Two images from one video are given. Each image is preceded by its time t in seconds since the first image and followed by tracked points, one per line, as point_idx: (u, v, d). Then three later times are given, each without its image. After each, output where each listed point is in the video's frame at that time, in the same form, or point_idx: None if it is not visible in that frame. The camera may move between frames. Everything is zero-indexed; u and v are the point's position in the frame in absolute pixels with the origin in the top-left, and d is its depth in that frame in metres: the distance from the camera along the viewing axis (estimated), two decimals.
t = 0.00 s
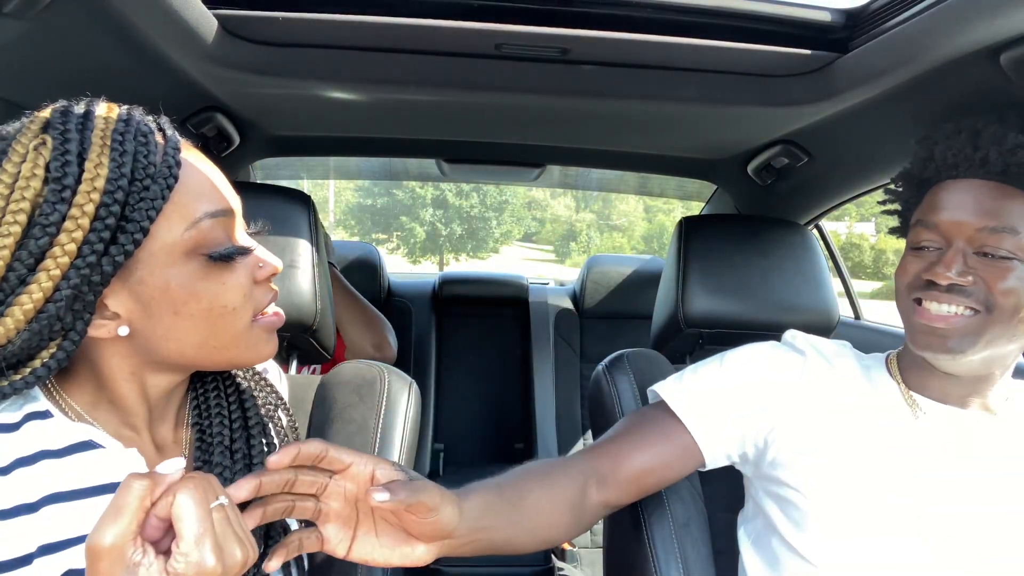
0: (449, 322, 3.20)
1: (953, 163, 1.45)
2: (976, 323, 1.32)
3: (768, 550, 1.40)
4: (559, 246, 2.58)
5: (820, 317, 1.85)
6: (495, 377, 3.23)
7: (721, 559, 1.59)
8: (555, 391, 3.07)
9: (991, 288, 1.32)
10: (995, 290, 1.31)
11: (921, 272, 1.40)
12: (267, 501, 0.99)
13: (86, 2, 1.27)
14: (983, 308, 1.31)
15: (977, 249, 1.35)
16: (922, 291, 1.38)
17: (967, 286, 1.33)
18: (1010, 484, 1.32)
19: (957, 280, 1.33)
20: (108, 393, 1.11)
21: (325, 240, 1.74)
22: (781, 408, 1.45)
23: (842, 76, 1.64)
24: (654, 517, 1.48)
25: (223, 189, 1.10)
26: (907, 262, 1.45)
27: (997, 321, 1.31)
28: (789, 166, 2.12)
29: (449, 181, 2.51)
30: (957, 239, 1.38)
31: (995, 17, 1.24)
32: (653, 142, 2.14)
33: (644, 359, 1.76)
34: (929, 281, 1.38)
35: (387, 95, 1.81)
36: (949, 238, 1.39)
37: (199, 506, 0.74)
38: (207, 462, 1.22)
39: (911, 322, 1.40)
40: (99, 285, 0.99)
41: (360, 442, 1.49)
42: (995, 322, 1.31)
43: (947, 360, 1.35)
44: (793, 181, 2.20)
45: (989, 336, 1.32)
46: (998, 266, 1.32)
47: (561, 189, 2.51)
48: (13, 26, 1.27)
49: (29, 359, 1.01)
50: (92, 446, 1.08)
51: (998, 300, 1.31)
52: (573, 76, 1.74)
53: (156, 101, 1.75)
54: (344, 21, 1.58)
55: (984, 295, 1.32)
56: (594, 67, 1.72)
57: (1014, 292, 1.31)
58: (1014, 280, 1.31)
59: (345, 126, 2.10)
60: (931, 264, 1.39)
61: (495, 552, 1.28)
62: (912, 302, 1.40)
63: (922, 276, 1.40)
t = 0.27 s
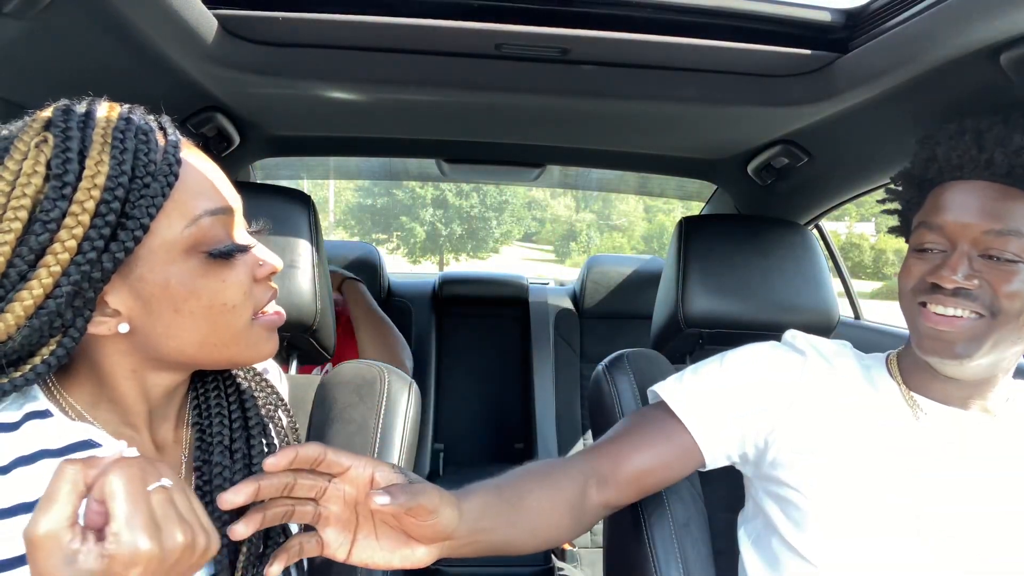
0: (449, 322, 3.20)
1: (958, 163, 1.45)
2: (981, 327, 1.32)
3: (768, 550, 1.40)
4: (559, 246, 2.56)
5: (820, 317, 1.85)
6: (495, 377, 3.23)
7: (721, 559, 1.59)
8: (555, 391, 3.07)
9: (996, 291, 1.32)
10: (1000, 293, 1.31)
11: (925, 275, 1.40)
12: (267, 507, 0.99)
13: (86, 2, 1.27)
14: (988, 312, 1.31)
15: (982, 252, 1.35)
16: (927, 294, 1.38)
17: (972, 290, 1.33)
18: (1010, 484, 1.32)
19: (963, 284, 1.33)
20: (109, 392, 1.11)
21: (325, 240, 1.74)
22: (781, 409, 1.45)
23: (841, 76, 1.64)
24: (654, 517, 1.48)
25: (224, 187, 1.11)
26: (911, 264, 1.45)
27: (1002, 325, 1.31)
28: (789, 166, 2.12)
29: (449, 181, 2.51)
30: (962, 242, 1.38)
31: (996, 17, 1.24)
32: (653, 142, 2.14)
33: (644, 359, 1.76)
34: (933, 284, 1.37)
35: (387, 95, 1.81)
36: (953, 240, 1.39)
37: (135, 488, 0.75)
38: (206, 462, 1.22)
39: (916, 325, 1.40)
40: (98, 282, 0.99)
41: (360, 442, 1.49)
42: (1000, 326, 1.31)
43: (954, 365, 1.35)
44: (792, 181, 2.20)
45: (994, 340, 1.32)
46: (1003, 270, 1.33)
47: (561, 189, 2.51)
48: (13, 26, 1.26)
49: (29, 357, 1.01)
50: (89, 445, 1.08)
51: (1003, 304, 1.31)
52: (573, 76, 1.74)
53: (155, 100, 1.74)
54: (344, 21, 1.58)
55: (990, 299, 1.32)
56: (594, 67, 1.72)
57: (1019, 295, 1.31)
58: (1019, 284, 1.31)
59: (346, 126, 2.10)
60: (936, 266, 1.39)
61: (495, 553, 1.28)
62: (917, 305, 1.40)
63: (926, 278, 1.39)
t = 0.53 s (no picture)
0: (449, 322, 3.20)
1: (956, 165, 1.45)
2: (980, 329, 1.32)
3: (768, 550, 1.40)
4: (559, 246, 2.57)
5: (820, 317, 1.85)
6: (495, 377, 3.23)
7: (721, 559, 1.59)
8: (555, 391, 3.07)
9: (995, 293, 1.32)
10: (999, 294, 1.31)
11: (923, 277, 1.40)
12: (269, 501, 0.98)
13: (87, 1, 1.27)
14: (987, 313, 1.32)
15: (980, 253, 1.35)
16: (926, 296, 1.38)
17: (971, 291, 1.33)
18: (1010, 484, 1.32)
19: (961, 286, 1.34)
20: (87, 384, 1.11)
21: (325, 240, 1.74)
22: (781, 409, 1.45)
23: (841, 75, 1.64)
24: (654, 517, 1.48)
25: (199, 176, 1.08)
26: (910, 265, 1.45)
27: (1001, 326, 1.32)
28: (789, 166, 2.12)
29: (449, 181, 2.51)
30: (960, 243, 1.38)
31: (996, 17, 1.24)
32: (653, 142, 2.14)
33: (644, 359, 1.76)
34: (931, 286, 1.38)
35: (387, 95, 1.81)
36: (951, 242, 1.39)
37: (17, 419, 0.73)
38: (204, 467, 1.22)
39: (915, 327, 1.40)
40: (61, 268, 0.98)
41: (361, 441, 1.49)
42: (999, 327, 1.31)
43: (953, 366, 1.35)
44: (792, 181, 2.20)
45: (992, 341, 1.32)
46: (1002, 271, 1.33)
47: (561, 189, 2.51)
48: (13, 25, 1.26)
49: (3, 344, 1.04)
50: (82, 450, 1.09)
51: (1002, 306, 1.31)
52: (572, 76, 1.74)
53: (155, 101, 1.74)
54: (344, 21, 1.58)
55: (988, 300, 1.32)
56: (594, 67, 1.72)
57: (1018, 296, 1.31)
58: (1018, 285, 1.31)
59: (346, 126, 2.10)
60: (934, 268, 1.39)
61: (495, 550, 1.27)
62: (915, 307, 1.40)
63: (925, 280, 1.40)
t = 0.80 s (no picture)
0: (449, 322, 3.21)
1: (952, 165, 1.45)
2: (976, 330, 1.32)
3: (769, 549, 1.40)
4: (559, 246, 2.56)
5: (820, 317, 1.85)
6: (495, 377, 3.23)
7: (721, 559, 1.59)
8: (555, 391, 3.06)
9: (991, 294, 1.31)
10: (994, 296, 1.31)
11: (920, 278, 1.41)
12: (266, 500, 0.98)
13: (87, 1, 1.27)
14: (983, 314, 1.32)
15: (976, 254, 1.35)
16: (923, 297, 1.38)
17: (967, 293, 1.33)
18: (1010, 484, 1.32)
19: (957, 287, 1.34)
20: None
21: (325, 240, 1.74)
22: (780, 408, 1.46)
23: (841, 75, 1.64)
24: (654, 517, 1.48)
25: (59, 146, 0.89)
26: (908, 266, 1.45)
27: (996, 327, 1.31)
28: (789, 166, 2.12)
29: (449, 181, 2.52)
30: (956, 244, 1.38)
31: (996, 16, 1.24)
32: (653, 142, 2.14)
33: (644, 359, 1.76)
34: (928, 287, 1.38)
35: (387, 95, 1.82)
36: (948, 243, 1.39)
37: None
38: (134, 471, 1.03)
39: (912, 328, 1.41)
40: None
41: (361, 441, 1.49)
42: (995, 328, 1.31)
43: (949, 367, 1.36)
44: (792, 181, 2.20)
45: (988, 342, 1.32)
46: (998, 272, 1.32)
47: (561, 189, 2.52)
48: (14, 25, 1.26)
49: None
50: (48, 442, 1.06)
51: (998, 307, 1.30)
52: (572, 76, 1.74)
53: (156, 101, 1.74)
54: (344, 21, 1.58)
55: (984, 301, 1.32)
56: (594, 67, 1.72)
57: (1014, 297, 1.31)
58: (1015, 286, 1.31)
59: (346, 126, 2.10)
60: (931, 269, 1.40)
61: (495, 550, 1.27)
62: (912, 308, 1.40)
63: (922, 282, 1.40)
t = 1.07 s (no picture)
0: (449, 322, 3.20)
1: (953, 166, 1.45)
2: (978, 333, 1.32)
3: (768, 550, 1.40)
4: (559, 246, 2.57)
5: (820, 317, 1.85)
6: (495, 377, 3.23)
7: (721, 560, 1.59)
8: (555, 391, 3.07)
9: (994, 296, 1.31)
10: (997, 298, 1.31)
11: (922, 280, 1.40)
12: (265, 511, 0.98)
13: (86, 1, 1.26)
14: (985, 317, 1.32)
15: (979, 256, 1.35)
16: (925, 300, 1.38)
17: (969, 295, 1.33)
18: (1010, 484, 1.32)
19: (960, 290, 1.34)
20: None
21: (325, 239, 1.74)
22: (780, 409, 1.45)
23: (842, 75, 1.64)
24: (654, 517, 1.48)
25: (28, 125, 0.84)
26: (909, 268, 1.44)
27: (999, 329, 1.32)
28: (789, 166, 2.12)
29: (449, 181, 2.50)
30: (959, 246, 1.37)
31: (997, 17, 1.23)
32: (653, 142, 2.14)
33: (644, 359, 1.76)
34: (930, 290, 1.38)
35: (387, 95, 1.82)
36: (950, 245, 1.39)
37: None
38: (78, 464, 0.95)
39: (913, 330, 1.41)
40: None
41: (361, 441, 1.49)
42: (997, 331, 1.31)
43: (949, 371, 1.35)
44: (792, 181, 2.20)
45: (990, 344, 1.32)
46: (1001, 274, 1.32)
47: (561, 189, 2.51)
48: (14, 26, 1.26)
49: None
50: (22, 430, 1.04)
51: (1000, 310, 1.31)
52: (572, 76, 1.74)
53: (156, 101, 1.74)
54: (343, 21, 1.57)
55: (987, 304, 1.32)
56: (594, 67, 1.72)
57: (1017, 300, 1.31)
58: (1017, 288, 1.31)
59: (346, 126, 2.09)
60: (932, 270, 1.40)
61: (495, 552, 1.27)
62: (913, 311, 1.40)
63: (923, 284, 1.40)
